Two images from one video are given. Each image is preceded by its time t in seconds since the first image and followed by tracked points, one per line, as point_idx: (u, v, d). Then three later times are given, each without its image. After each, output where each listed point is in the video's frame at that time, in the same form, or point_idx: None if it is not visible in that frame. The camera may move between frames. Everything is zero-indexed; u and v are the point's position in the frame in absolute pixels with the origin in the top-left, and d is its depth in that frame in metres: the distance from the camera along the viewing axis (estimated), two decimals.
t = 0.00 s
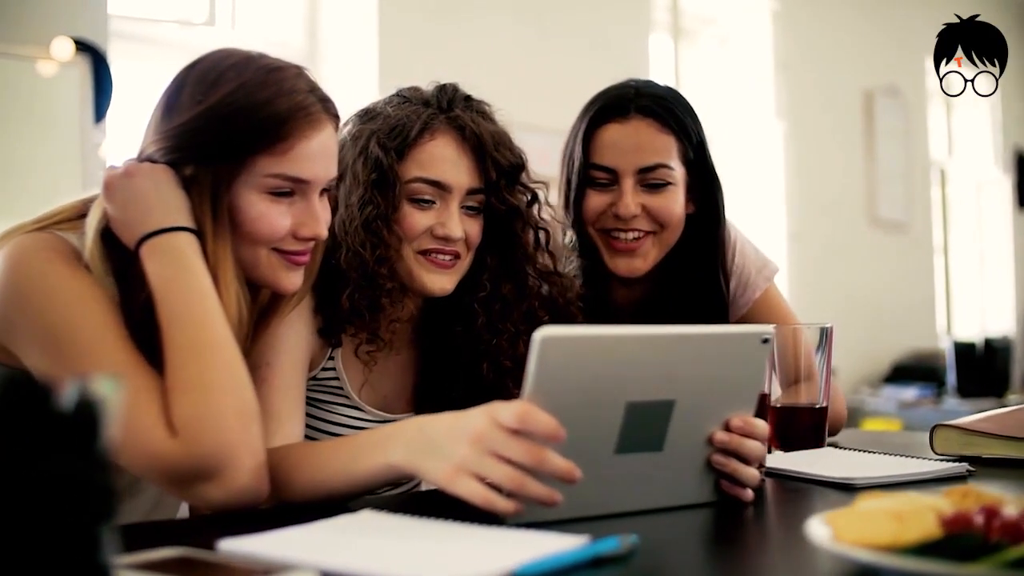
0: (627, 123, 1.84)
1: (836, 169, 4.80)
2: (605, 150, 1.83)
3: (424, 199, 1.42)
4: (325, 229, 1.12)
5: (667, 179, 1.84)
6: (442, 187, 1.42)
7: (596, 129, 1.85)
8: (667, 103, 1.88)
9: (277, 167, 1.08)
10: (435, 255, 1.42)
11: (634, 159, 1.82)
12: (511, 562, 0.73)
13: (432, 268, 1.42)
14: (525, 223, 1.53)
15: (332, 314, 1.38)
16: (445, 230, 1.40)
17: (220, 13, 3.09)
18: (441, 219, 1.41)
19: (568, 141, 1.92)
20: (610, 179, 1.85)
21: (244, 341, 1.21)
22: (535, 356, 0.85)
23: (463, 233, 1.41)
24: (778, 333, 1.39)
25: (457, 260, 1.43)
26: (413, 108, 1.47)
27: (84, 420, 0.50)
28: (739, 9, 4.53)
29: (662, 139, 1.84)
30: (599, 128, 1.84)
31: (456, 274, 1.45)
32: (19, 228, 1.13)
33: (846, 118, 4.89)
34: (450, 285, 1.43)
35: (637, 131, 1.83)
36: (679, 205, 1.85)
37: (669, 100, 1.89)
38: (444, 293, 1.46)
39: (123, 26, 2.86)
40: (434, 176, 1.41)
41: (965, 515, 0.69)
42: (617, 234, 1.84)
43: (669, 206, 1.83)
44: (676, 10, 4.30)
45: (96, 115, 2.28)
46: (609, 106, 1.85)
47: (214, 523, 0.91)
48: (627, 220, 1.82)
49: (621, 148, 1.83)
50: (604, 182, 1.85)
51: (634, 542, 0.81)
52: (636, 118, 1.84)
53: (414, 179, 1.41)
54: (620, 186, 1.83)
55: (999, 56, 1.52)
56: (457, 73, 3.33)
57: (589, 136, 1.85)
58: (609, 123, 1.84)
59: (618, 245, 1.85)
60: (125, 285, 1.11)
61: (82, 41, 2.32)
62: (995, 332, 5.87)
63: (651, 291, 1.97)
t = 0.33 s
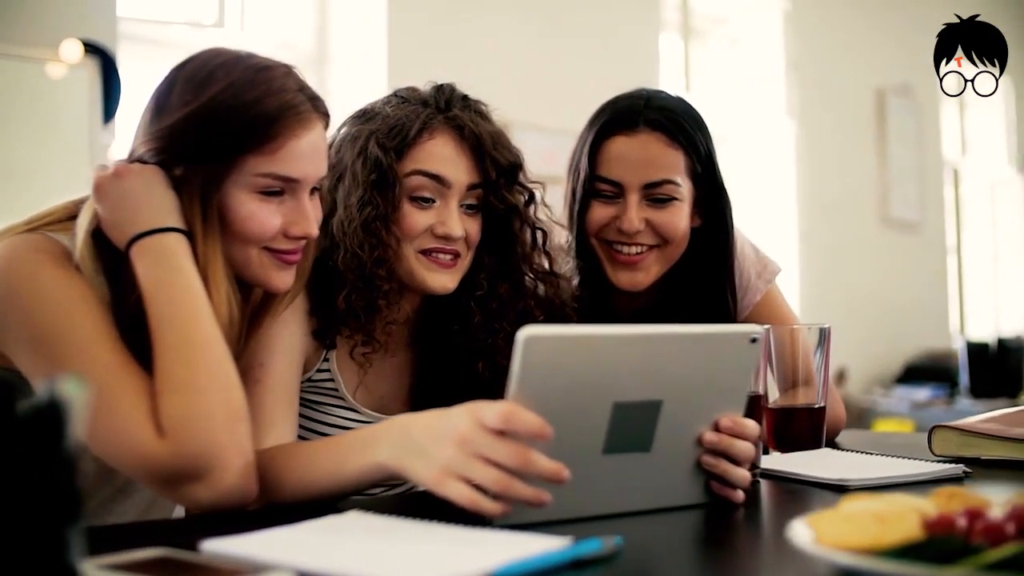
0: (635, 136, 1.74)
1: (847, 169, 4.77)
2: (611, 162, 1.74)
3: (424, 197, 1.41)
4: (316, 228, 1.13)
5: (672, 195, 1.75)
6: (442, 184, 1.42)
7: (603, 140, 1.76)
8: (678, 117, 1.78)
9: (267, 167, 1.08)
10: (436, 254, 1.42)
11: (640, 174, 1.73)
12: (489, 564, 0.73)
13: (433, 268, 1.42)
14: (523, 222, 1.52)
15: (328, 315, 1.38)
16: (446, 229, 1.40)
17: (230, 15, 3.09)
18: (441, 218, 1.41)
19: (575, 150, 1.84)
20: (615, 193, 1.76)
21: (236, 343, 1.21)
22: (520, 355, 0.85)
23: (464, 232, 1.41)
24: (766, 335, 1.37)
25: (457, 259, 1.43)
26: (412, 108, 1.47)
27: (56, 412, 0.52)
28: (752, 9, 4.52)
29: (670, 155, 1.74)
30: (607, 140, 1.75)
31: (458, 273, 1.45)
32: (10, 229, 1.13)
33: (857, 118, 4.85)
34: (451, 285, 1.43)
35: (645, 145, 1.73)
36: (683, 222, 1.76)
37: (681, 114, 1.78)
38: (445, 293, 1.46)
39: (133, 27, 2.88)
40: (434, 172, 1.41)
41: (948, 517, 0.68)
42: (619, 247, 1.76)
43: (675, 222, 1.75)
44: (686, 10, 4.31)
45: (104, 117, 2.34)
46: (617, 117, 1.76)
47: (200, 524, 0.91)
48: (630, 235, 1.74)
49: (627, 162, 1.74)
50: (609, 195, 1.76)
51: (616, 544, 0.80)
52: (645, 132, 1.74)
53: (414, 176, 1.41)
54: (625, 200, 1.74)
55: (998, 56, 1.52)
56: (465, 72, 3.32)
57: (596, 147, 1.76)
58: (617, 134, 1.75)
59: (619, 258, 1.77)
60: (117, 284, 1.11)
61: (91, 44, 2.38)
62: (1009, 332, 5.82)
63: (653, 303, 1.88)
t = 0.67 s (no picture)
0: (638, 140, 1.73)
1: (859, 168, 4.74)
2: (611, 165, 1.73)
3: (426, 186, 1.41)
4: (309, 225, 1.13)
5: (670, 202, 1.73)
6: (443, 173, 1.42)
7: (606, 141, 1.75)
8: (683, 124, 1.76)
9: (259, 167, 1.09)
10: (439, 243, 1.42)
11: (639, 179, 1.73)
12: (469, 566, 0.72)
13: (437, 257, 1.42)
14: (518, 204, 1.51)
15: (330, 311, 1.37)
16: (450, 217, 1.39)
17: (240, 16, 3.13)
18: (444, 207, 1.41)
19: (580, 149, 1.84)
20: (613, 196, 1.75)
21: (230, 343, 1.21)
22: (506, 355, 0.84)
23: (468, 220, 1.41)
24: (765, 336, 1.34)
25: (461, 247, 1.43)
26: (408, 102, 1.47)
27: (25, 413, 0.51)
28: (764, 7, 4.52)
29: (671, 162, 1.73)
30: (610, 140, 1.75)
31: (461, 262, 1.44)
32: (1, 230, 1.14)
33: (869, 116, 4.81)
34: (455, 273, 1.42)
35: (646, 151, 1.72)
36: (680, 230, 1.75)
37: (686, 120, 1.77)
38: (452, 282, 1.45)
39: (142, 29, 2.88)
40: (433, 160, 1.41)
41: (931, 519, 0.66)
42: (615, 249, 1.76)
43: (672, 229, 1.73)
44: (697, 10, 4.32)
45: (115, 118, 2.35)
46: (622, 119, 1.75)
47: (187, 523, 0.91)
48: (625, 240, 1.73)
49: (627, 166, 1.73)
50: (607, 197, 1.76)
51: (599, 545, 0.80)
52: (647, 137, 1.73)
53: (414, 164, 1.41)
54: (622, 204, 1.74)
55: (997, 55, 1.55)
56: (474, 71, 3.30)
57: (599, 147, 1.76)
58: (620, 136, 1.75)
59: (613, 260, 1.77)
60: (109, 286, 1.12)
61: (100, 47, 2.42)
62: None
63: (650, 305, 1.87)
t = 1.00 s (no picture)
0: (637, 134, 1.73)
1: (875, 168, 4.71)
2: (608, 159, 1.74)
3: (426, 197, 1.41)
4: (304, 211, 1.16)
5: (666, 197, 1.73)
6: (443, 185, 1.42)
7: (607, 134, 1.76)
8: (686, 121, 1.75)
9: (253, 164, 1.11)
10: (436, 253, 1.42)
11: (636, 173, 1.73)
12: (453, 566, 0.72)
13: (431, 269, 1.42)
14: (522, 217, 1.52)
15: (325, 317, 1.38)
16: (448, 227, 1.39)
17: (252, 18, 3.18)
18: (443, 217, 1.41)
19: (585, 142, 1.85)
20: (611, 189, 1.76)
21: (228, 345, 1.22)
22: (494, 356, 0.84)
23: (466, 230, 1.41)
24: (764, 337, 1.33)
25: (457, 257, 1.43)
26: (411, 108, 1.47)
27: None
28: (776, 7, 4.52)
29: (668, 157, 1.73)
30: (610, 134, 1.76)
31: (456, 272, 1.44)
32: None
33: (884, 115, 4.77)
34: (449, 285, 1.42)
35: (643, 146, 1.72)
36: (676, 224, 1.74)
37: (688, 117, 1.76)
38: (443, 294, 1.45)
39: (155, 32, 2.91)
40: (434, 173, 1.41)
41: (916, 522, 0.65)
42: (612, 242, 1.77)
43: (667, 223, 1.73)
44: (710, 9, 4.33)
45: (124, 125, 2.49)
46: (623, 113, 1.75)
47: (178, 524, 0.91)
48: (621, 233, 1.74)
49: (625, 160, 1.73)
50: (605, 190, 1.77)
51: (585, 547, 0.80)
52: (646, 131, 1.73)
53: (415, 175, 1.40)
54: (618, 199, 1.74)
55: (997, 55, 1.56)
56: (483, 70, 3.30)
57: (599, 140, 1.76)
58: (619, 131, 1.75)
59: (609, 254, 1.79)
60: (103, 288, 1.12)
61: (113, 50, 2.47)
62: None
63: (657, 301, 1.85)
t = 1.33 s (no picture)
0: (621, 130, 1.78)
1: (892, 167, 4.67)
2: (596, 155, 1.79)
3: (422, 192, 1.41)
4: (283, 204, 1.21)
5: (648, 191, 1.75)
6: (439, 179, 1.42)
7: (597, 133, 1.82)
8: (675, 115, 1.78)
9: (229, 162, 1.15)
10: (435, 247, 1.42)
11: (619, 168, 1.76)
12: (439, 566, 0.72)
13: (434, 262, 1.42)
14: (518, 213, 1.53)
15: (323, 316, 1.37)
16: (445, 220, 1.40)
17: (266, 20, 3.20)
18: (440, 211, 1.41)
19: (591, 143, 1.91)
20: (601, 184, 1.80)
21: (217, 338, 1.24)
22: (486, 357, 0.83)
23: (463, 223, 1.42)
24: (766, 334, 1.32)
25: (457, 251, 1.44)
26: (404, 105, 1.48)
27: None
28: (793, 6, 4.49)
29: (652, 151, 1.75)
30: (599, 133, 1.81)
31: (457, 266, 1.45)
32: None
33: (902, 114, 4.72)
34: (450, 278, 1.43)
35: (628, 140, 1.76)
36: (662, 220, 1.76)
37: (677, 111, 1.79)
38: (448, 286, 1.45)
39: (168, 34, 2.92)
40: (430, 167, 1.41)
41: (903, 524, 0.64)
42: (603, 237, 1.80)
43: (650, 217, 1.75)
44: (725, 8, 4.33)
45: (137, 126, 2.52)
46: (611, 112, 1.81)
47: (172, 523, 0.92)
48: (609, 227, 1.77)
49: (611, 155, 1.77)
50: (597, 186, 1.81)
51: (573, 548, 0.79)
52: (630, 127, 1.77)
53: (410, 171, 1.41)
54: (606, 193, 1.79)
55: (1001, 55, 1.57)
56: (496, 70, 3.30)
57: (590, 140, 1.82)
58: (607, 129, 1.80)
59: (602, 250, 1.81)
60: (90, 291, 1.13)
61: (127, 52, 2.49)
62: None
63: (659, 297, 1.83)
